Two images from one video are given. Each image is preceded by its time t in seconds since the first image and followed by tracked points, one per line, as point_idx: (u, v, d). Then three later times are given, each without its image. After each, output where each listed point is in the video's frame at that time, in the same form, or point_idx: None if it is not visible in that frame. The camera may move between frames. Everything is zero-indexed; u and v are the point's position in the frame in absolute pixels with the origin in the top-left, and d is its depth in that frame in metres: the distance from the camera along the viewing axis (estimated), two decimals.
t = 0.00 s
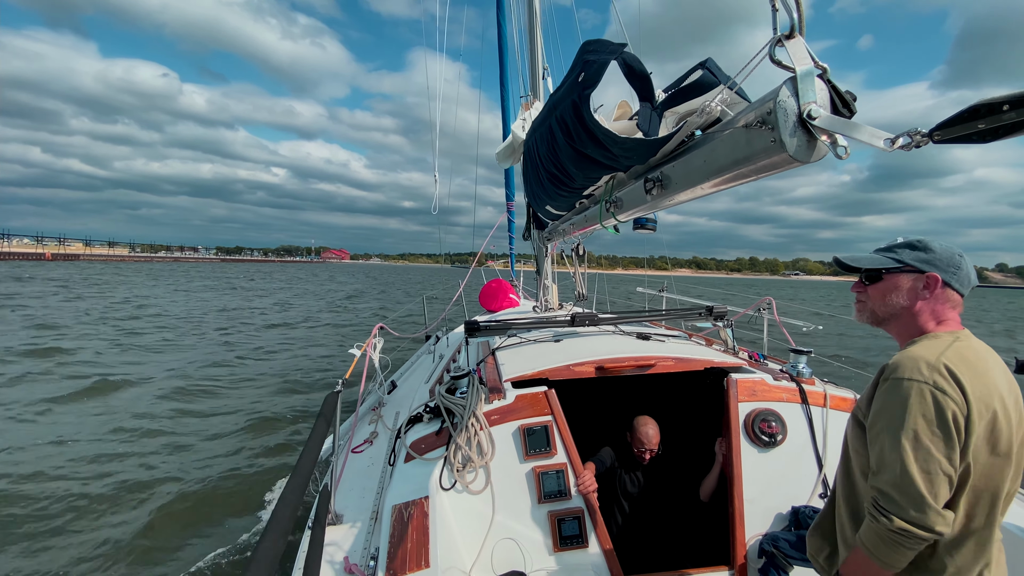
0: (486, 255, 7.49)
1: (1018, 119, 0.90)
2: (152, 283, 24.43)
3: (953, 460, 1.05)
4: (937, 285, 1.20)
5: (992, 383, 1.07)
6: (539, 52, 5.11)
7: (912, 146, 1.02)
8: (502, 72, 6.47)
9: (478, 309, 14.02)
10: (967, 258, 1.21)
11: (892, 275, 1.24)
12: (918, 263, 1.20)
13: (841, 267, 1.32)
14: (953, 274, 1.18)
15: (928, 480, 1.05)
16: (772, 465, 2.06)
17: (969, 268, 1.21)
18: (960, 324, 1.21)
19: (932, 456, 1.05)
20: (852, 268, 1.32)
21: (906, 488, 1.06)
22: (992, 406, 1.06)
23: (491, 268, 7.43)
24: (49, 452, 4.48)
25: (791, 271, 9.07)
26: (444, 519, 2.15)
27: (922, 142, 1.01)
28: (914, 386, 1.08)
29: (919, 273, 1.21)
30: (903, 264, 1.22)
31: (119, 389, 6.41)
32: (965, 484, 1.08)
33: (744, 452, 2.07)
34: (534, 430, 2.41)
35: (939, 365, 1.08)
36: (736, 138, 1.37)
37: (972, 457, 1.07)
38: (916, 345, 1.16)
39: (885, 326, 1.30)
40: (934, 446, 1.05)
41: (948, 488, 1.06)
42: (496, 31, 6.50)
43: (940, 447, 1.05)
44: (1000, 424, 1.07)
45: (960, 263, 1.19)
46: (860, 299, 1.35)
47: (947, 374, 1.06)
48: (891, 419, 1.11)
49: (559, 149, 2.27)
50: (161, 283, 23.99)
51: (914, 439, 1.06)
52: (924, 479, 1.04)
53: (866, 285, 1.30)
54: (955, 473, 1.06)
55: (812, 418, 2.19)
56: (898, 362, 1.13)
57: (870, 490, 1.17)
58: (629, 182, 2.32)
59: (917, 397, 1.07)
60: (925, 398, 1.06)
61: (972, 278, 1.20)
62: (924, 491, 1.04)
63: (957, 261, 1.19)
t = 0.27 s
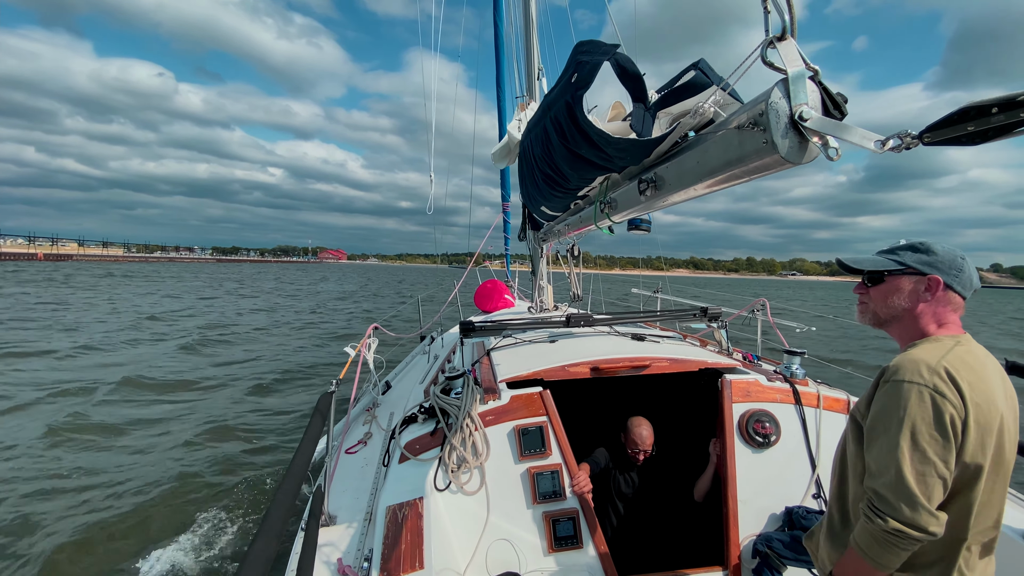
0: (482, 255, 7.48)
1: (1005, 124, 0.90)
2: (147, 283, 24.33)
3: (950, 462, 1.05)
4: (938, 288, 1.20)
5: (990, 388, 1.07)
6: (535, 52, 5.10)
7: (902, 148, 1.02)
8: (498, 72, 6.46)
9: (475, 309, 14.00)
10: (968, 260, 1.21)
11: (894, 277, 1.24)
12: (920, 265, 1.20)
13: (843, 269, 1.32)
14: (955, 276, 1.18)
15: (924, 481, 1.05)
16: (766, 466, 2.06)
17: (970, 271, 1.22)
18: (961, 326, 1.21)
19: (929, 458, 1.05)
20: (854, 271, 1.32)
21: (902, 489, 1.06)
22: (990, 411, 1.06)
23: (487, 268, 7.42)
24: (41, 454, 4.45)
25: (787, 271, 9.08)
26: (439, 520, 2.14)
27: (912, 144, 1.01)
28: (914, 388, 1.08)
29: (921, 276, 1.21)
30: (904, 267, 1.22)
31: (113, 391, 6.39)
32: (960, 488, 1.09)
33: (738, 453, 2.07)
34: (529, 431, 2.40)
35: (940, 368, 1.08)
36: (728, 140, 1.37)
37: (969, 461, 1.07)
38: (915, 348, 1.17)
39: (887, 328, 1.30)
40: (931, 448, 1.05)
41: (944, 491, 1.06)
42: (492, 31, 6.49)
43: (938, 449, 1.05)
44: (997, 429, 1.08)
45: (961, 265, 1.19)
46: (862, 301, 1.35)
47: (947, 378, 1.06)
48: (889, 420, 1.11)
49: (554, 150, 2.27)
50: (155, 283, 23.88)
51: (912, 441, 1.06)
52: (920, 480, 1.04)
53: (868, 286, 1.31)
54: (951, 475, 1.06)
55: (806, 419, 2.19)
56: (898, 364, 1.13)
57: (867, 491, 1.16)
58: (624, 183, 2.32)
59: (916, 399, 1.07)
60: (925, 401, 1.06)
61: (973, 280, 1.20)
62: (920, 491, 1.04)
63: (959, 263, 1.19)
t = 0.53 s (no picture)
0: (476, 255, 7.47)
1: (1008, 123, 0.90)
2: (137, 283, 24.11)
3: (935, 460, 1.05)
4: (927, 288, 1.21)
5: (973, 387, 1.08)
6: (528, 52, 5.10)
7: (905, 147, 1.02)
8: (492, 72, 6.45)
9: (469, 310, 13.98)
10: (956, 260, 1.21)
11: (883, 277, 1.25)
12: (909, 265, 1.21)
13: (834, 269, 1.32)
14: (943, 276, 1.19)
15: (908, 478, 1.05)
16: (758, 465, 2.07)
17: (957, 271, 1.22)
18: (949, 326, 1.22)
19: (914, 455, 1.05)
20: (844, 270, 1.32)
21: (886, 487, 1.07)
22: (973, 410, 1.07)
23: (481, 268, 7.41)
24: (29, 456, 4.39)
25: (779, 271, 9.13)
26: (432, 522, 2.13)
27: (915, 143, 1.01)
28: (900, 387, 1.08)
29: (911, 275, 1.21)
30: (893, 267, 1.22)
31: (105, 392, 6.33)
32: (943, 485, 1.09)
33: (731, 453, 2.07)
34: (523, 431, 2.40)
35: (925, 367, 1.08)
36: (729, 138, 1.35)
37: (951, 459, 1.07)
38: (902, 347, 1.17)
39: (876, 327, 1.31)
40: (915, 445, 1.05)
41: (928, 488, 1.06)
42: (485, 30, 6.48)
43: (922, 447, 1.05)
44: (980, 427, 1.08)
45: (950, 266, 1.20)
46: (852, 300, 1.35)
47: (932, 377, 1.07)
48: (875, 419, 1.11)
49: (550, 149, 2.26)
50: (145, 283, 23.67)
51: (896, 439, 1.06)
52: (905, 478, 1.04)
53: (857, 285, 1.31)
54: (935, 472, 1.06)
55: (798, 419, 2.20)
56: (884, 363, 1.13)
57: (852, 489, 1.17)
58: (621, 182, 2.32)
59: (902, 398, 1.07)
60: (910, 400, 1.06)
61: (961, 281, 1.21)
62: (903, 489, 1.05)
63: (948, 264, 1.20)
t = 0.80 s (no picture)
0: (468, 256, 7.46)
1: (999, 127, 0.90)
2: (126, 283, 23.82)
3: (914, 458, 1.06)
4: (902, 290, 1.23)
5: (950, 385, 1.09)
6: (520, 52, 5.09)
7: (895, 151, 1.02)
8: (484, 72, 6.44)
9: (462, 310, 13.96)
10: (931, 263, 1.23)
11: (861, 279, 1.26)
12: (885, 267, 1.22)
13: (813, 271, 1.34)
14: (918, 278, 1.21)
15: (887, 477, 1.06)
16: (747, 465, 2.08)
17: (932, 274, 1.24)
18: (923, 326, 1.24)
19: (892, 454, 1.06)
20: (822, 271, 1.33)
21: (868, 487, 1.07)
22: (951, 408, 1.08)
23: (473, 269, 7.40)
24: (14, 459, 4.32)
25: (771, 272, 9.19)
26: (422, 524, 2.12)
27: (905, 147, 1.02)
28: (878, 387, 1.10)
29: (885, 277, 1.23)
30: (870, 269, 1.24)
31: (94, 395, 6.25)
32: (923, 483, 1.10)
33: (720, 453, 2.08)
34: (514, 432, 2.39)
35: (901, 366, 1.09)
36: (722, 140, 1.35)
37: (930, 458, 1.08)
38: (880, 347, 1.18)
39: (853, 328, 1.33)
40: (894, 444, 1.06)
41: (908, 486, 1.07)
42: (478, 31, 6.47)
43: (901, 446, 1.06)
44: (959, 425, 1.09)
45: (924, 268, 1.22)
46: (830, 302, 1.36)
47: (908, 376, 1.08)
48: (854, 419, 1.12)
49: (543, 151, 2.25)
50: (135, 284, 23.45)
51: (875, 438, 1.07)
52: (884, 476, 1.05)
53: (835, 287, 1.32)
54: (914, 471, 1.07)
55: (786, 419, 2.21)
56: (862, 363, 1.14)
57: (835, 489, 1.17)
58: (613, 184, 2.31)
59: (879, 397, 1.08)
60: (888, 399, 1.08)
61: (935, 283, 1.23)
62: (883, 488, 1.06)
63: (922, 266, 1.22)
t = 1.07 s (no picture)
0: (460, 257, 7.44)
1: (981, 133, 0.90)
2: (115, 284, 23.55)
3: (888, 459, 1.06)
4: (877, 292, 1.26)
5: (923, 387, 1.10)
6: (512, 53, 5.09)
7: (881, 156, 1.03)
8: (475, 73, 6.44)
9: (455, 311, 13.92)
10: (904, 264, 1.27)
11: (837, 281, 1.30)
12: (859, 269, 1.26)
13: (791, 274, 1.37)
14: (892, 280, 1.24)
15: (862, 478, 1.06)
16: (734, 465, 2.09)
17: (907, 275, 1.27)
18: (898, 327, 1.27)
19: (867, 456, 1.06)
20: (800, 274, 1.37)
21: (843, 488, 1.08)
22: (924, 409, 1.08)
23: (464, 270, 7.38)
24: None
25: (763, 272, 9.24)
26: (412, 526, 2.11)
27: (890, 152, 1.02)
28: (852, 388, 1.10)
29: (861, 279, 1.27)
30: (845, 271, 1.27)
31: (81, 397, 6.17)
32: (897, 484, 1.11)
33: (708, 453, 2.09)
34: (504, 434, 2.38)
35: (875, 368, 1.10)
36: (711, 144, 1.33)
37: (904, 459, 1.09)
38: (856, 348, 1.19)
39: (830, 330, 1.36)
40: (868, 446, 1.06)
41: (883, 487, 1.08)
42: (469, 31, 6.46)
43: (876, 447, 1.06)
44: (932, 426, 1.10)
45: (899, 269, 1.25)
46: (808, 304, 1.40)
47: (882, 378, 1.08)
48: (829, 421, 1.12)
49: (535, 153, 2.24)
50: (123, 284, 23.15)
51: (849, 439, 1.08)
52: (858, 478, 1.06)
53: (812, 289, 1.35)
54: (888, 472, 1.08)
55: (773, 419, 2.23)
56: (837, 365, 1.15)
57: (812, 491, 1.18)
58: (603, 186, 2.31)
59: (854, 399, 1.09)
60: (862, 401, 1.08)
61: (909, 284, 1.27)
62: (858, 490, 1.06)
63: (895, 267, 1.25)
